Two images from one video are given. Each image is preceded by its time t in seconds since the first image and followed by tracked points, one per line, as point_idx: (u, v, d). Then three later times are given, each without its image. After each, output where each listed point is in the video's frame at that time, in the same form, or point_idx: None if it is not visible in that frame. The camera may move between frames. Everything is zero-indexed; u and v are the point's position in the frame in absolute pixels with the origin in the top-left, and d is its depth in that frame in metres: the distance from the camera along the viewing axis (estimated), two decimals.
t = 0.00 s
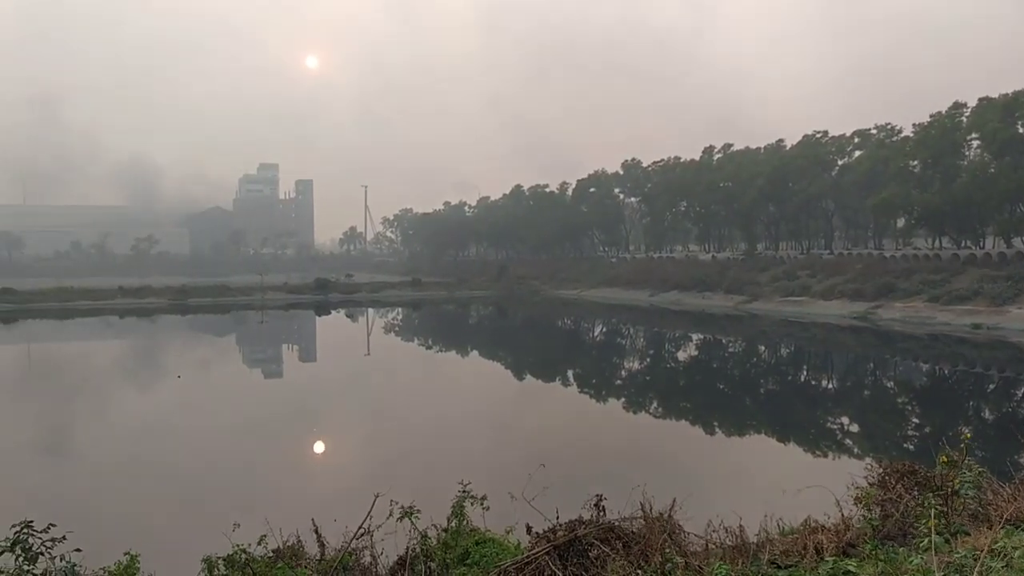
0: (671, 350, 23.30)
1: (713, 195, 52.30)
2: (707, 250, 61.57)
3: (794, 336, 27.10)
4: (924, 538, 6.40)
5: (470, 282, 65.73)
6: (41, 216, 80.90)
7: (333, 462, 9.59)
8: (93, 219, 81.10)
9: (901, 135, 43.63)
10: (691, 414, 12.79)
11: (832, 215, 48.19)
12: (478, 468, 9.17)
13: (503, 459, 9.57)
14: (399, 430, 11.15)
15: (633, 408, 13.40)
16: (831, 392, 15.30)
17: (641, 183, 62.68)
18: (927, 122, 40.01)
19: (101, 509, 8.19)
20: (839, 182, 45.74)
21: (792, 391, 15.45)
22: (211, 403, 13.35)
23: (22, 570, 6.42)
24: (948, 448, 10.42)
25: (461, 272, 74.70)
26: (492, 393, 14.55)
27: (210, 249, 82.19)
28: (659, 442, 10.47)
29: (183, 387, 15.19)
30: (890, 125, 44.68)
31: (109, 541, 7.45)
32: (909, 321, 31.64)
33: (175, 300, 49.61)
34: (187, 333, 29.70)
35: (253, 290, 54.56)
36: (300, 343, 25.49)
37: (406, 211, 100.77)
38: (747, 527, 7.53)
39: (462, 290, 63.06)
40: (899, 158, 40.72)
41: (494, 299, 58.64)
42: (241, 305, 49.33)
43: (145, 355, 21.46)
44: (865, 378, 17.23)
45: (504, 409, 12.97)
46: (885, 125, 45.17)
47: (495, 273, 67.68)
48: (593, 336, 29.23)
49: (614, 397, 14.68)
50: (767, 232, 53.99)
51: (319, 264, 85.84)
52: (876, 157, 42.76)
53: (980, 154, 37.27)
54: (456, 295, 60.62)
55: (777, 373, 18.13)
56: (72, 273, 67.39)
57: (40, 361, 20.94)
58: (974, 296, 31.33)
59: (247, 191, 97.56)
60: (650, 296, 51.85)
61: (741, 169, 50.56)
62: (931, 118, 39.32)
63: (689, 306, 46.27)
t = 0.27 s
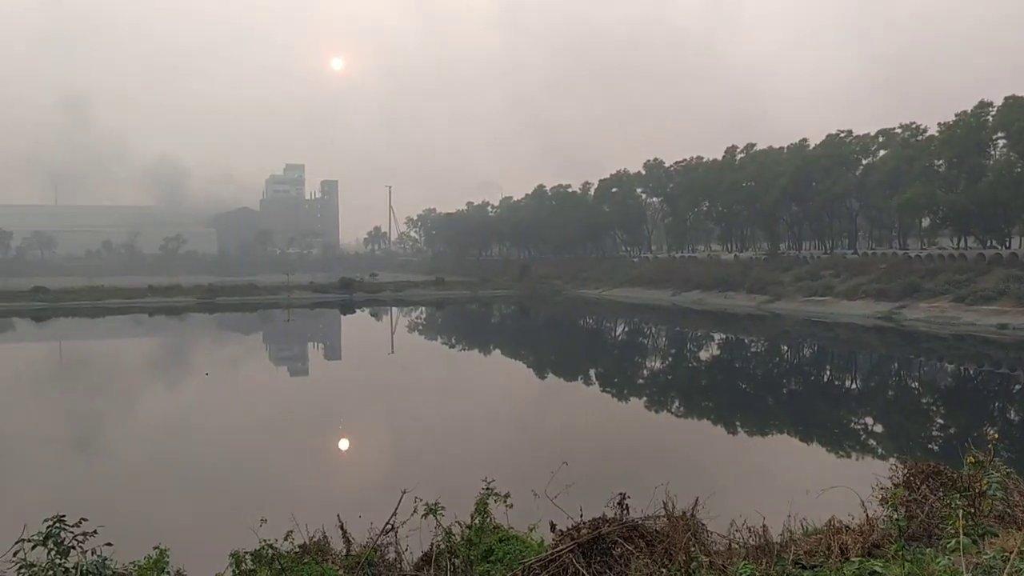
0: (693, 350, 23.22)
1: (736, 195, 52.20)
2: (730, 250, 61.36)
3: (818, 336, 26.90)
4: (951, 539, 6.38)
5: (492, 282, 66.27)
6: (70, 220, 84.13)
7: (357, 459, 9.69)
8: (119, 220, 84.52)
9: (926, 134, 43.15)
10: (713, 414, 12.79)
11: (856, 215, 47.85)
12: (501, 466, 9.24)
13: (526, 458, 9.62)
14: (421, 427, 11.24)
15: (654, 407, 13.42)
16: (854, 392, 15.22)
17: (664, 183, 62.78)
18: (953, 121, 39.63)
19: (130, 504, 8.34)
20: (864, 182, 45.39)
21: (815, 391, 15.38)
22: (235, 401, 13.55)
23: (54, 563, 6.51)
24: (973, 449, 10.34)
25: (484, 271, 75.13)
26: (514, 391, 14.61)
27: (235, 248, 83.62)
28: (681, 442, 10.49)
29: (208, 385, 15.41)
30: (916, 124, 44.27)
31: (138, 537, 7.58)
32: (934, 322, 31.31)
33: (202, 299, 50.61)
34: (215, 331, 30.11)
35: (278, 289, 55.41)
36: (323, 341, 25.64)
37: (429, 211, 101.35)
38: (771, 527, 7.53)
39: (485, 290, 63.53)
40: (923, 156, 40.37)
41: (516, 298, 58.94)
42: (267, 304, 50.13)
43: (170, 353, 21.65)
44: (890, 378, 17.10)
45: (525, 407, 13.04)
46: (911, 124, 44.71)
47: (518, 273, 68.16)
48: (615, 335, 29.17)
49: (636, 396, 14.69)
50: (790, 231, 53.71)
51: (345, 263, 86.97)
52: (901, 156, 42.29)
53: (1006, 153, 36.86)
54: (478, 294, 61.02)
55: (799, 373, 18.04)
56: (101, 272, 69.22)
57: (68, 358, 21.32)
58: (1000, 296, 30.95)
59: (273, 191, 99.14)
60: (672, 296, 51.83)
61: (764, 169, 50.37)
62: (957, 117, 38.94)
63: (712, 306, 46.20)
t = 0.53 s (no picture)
0: (723, 350, 23.09)
1: (767, 194, 51.96)
2: (760, 250, 61.04)
3: (851, 337, 26.64)
4: (989, 544, 6.28)
5: (521, 281, 66.85)
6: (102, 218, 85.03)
7: (385, 457, 9.76)
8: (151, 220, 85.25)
9: (962, 132, 42.48)
10: (744, 414, 12.75)
11: (890, 214, 47.36)
12: (530, 466, 9.25)
13: (555, 457, 9.63)
14: (449, 426, 11.30)
15: (683, 407, 13.38)
16: (888, 394, 15.07)
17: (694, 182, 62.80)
18: (990, 119, 39.04)
19: (162, 499, 8.44)
20: (898, 182, 44.85)
21: (848, 392, 15.26)
22: (263, 398, 13.70)
23: (91, 556, 6.59)
24: (1010, 452, 10.21)
25: (512, 271, 75.58)
26: (541, 391, 14.64)
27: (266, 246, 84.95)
28: (710, 443, 10.46)
29: (238, 382, 15.57)
30: (952, 122, 43.62)
31: (171, 534, 7.68)
32: (968, 323, 30.84)
33: (235, 297, 51.69)
34: (247, 329, 30.47)
35: (309, 288, 56.32)
36: (354, 339, 25.85)
37: (457, 211, 102.03)
38: (803, 530, 7.47)
39: (513, 289, 64.07)
40: (958, 156, 39.84)
41: (544, 297, 59.26)
42: (298, 303, 50.97)
43: (207, 350, 21.94)
44: (924, 380, 16.90)
45: (553, 407, 13.06)
46: (946, 123, 44.05)
47: (546, 272, 68.53)
48: (644, 335, 29.05)
49: (665, 396, 14.67)
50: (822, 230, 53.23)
51: (374, 262, 88.18)
52: (935, 155, 41.61)
53: None
54: (505, 293, 61.44)
55: (832, 374, 17.89)
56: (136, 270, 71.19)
57: (106, 354, 21.79)
58: None
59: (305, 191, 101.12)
60: (701, 296, 51.74)
61: (795, 168, 50.06)
62: (994, 115, 38.36)
63: (742, 305, 46.05)
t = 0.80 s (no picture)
0: (749, 351, 22.98)
1: (797, 193, 51.72)
2: (788, 250, 60.73)
3: (880, 339, 26.37)
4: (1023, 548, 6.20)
5: (547, 281, 67.34)
6: (143, 217, 88.87)
7: (411, 455, 9.81)
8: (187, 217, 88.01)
9: (994, 131, 41.90)
10: (772, 416, 12.71)
11: (921, 214, 46.86)
12: (557, 465, 9.27)
13: (581, 457, 9.64)
14: (474, 425, 11.34)
15: (709, 408, 13.36)
16: (918, 396, 14.92)
17: (721, 182, 62.80)
18: None
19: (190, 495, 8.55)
20: (929, 181, 44.34)
21: (877, 394, 15.13)
22: (288, 395, 13.82)
23: (124, 550, 6.68)
24: None
25: (538, 270, 75.96)
26: (566, 390, 14.66)
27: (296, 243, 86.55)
28: (737, 445, 10.42)
29: (264, 380, 15.75)
30: (984, 121, 42.97)
31: (201, 529, 7.76)
32: (1001, 325, 30.37)
33: (263, 295, 53.39)
34: (276, 327, 30.82)
35: (338, 287, 57.18)
36: (381, 338, 26.07)
37: (483, 211, 102.66)
38: (832, 533, 7.42)
39: (539, 288, 64.55)
40: (990, 155, 39.40)
41: (570, 296, 59.50)
42: (326, 301, 51.66)
43: (236, 348, 22.17)
44: (955, 382, 16.70)
45: (578, 407, 13.08)
46: (979, 122, 43.42)
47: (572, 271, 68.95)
48: (670, 335, 29.01)
49: (691, 396, 14.65)
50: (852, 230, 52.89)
51: (401, 260, 89.19)
52: (967, 155, 41.07)
53: None
54: (531, 292, 61.79)
55: (860, 375, 17.75)
56: (168, 269, 72.19)
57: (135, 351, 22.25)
58: None
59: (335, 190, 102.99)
60: (729, 296, 51.65)
61: (824, 167, 49.79)
62: None
63: (769, 305, 45.92)
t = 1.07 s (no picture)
0: (777, 352, 22.85)
1: (828, 192, 51.38)
2: (819, 250, 60.28)
3: (912, 340, 26.03)
4: None
5: (574, 280, 67.82)
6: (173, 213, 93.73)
7: (438, 453, 9.86)
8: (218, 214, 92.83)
9: None
10: (802, 417, 12.62)
11: (954, 214, 46.23)
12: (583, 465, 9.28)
13: (609, 456, 9.65)
14: (500, 424, 11.38)
15: (736, 409, 13.30)
16: (951, 399, 14.70)
17: (751, 181, 62.62)
18: None
19: (220, 491, 8.65)
20: (963, 181, 43.70)
21: (909, 397, 14.94)
22: (314, 393, 13.95)
23: (155, 544, 6.75)
24: None
25: (566, 270, 76.31)
26: (592, 390, 14.68)
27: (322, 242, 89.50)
28: (764, 446, 10.42)
29: (289, 378, 15.92)
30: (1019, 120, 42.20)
31: (232, 524, 7.84)
32: None
33: (293, 293, 54.54)
34: (304, 325, 31.28)
35: (365, 285, 58.18)
36: (407, 336, 26.26)
37: (510, 210, 103.09)
38: (861, 536, 7.37)
39: (565, 288, 65.09)
40: None
41: (596, 296, 59.76)
42: (353, 300, 52.61)
43: (264, 346, 22.43)
44: (989, 385, 16.44)
45: (604, 407, 13.10)
46: (1013, 121, 42.67)
47: (600, 271, 69.50)
48: (698, 335, 28.96)
49: (720, 397, 14.61)
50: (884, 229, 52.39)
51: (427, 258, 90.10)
52: (1002, 154, 40.44)
53: None
54: (557, 292, 62.23)
55: (892, 377, 17.55)
56: (197, 267, 74.42)
57: (166, 347, 22.74)
58: None
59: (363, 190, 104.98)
60: (759, 296, 51.60)
61: (856, 166, 49.41)
62: None
63: (798, 306, 45.79)
